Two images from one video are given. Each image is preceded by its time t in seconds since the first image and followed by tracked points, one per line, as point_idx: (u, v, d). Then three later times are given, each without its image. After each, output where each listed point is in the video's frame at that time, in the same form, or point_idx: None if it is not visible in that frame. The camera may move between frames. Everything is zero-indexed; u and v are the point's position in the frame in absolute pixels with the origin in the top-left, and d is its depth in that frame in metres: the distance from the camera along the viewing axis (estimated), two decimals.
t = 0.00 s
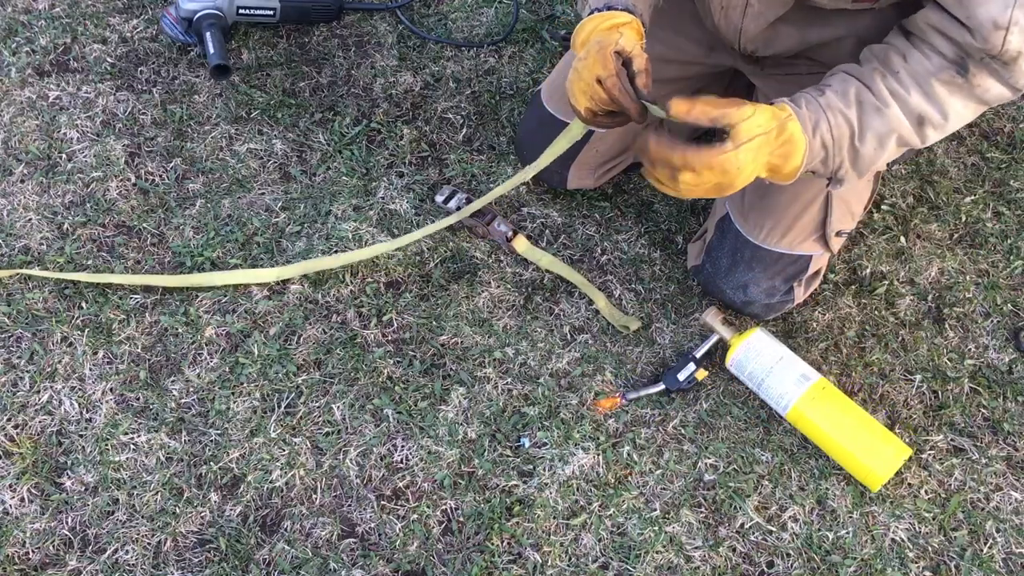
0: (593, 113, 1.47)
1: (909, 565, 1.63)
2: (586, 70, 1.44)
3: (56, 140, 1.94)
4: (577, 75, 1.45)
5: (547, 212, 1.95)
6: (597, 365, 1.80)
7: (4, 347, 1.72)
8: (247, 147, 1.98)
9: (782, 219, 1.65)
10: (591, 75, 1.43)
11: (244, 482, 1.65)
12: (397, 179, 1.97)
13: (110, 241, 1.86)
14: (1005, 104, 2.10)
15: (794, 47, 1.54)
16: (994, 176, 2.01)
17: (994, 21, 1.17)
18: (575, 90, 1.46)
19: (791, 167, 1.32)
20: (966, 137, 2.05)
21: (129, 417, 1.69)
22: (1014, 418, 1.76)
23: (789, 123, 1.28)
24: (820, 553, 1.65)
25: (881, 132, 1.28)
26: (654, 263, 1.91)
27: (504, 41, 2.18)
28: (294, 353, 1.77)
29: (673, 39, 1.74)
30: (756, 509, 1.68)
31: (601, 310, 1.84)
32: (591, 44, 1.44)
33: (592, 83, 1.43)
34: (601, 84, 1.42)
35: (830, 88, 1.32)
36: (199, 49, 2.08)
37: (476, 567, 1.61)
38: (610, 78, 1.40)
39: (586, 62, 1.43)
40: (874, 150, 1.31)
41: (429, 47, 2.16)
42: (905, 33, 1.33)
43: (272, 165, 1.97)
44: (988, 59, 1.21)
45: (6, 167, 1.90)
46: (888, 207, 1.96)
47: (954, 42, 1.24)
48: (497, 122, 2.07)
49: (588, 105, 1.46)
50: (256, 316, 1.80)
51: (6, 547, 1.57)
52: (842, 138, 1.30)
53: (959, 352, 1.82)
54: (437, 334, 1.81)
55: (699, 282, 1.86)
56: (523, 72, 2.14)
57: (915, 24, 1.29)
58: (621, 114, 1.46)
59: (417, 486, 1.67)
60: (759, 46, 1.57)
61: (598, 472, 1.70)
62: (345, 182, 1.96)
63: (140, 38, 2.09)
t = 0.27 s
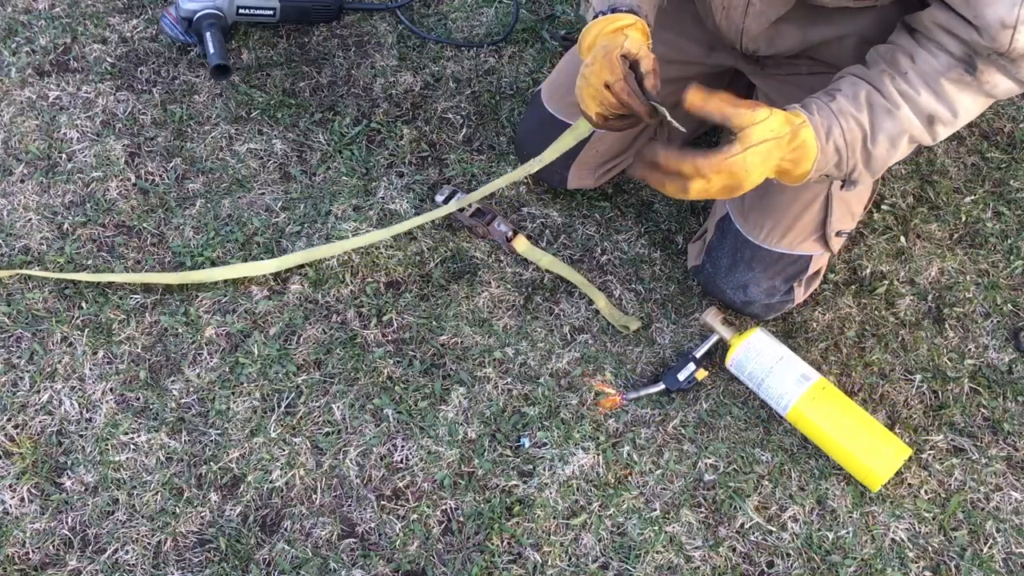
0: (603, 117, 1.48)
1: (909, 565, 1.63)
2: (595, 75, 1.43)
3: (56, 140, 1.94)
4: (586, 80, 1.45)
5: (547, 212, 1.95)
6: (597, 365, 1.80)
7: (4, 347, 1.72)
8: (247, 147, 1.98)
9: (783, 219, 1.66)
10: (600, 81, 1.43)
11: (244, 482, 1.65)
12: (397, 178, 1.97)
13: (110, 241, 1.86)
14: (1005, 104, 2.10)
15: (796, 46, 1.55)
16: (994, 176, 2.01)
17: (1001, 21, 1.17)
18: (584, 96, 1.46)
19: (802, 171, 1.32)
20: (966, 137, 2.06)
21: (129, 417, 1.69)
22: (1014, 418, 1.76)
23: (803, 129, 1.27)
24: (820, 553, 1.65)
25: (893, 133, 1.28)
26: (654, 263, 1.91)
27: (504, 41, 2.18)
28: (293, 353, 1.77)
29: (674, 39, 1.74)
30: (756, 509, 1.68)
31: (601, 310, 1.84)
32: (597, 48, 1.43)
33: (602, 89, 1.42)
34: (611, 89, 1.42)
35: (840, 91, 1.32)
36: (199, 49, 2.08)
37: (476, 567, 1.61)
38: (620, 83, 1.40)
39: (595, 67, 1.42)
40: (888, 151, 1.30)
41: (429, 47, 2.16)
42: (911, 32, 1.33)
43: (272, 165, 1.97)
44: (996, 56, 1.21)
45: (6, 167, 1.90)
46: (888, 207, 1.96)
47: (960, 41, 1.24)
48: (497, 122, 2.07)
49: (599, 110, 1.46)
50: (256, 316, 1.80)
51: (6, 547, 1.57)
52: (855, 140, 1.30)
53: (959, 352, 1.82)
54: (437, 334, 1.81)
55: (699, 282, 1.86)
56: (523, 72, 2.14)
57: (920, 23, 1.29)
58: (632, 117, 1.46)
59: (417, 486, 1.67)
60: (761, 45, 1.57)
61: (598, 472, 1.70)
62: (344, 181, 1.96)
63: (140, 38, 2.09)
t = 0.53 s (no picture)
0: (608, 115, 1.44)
1: (909, 565, 1.63)
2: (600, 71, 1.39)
3: (56, 140, 1.94)
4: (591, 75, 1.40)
5: (547, 212, 1.95)
6: (597, 365, 1.80)
7: (4, 347, 1.73)
8: (247, 147, 1.98)
9: (783, 219, 1.66)
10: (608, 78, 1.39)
11: (244, 482, 1.65)
12: (397, 178, 1.97)
13: (110, 242, 1.86)
14: (1005, 104, 2.10)
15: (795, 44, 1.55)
16: (994, 176, 2.00)
17: (1000, 14, 1.17)
18: (590, 93, 1.43)
19: (799, 162, 1.32)
20: (966, 137, 2.05)
21: (129, 417, 1.69)
22: (1014, 418, 1.76)
23: (800, 117, 1.27)
24: (820, 553, 1.65)
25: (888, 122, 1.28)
26: (654, 263, 1.91)
27: (504, 41, 2.18)
28: (293, 353, 1.77)
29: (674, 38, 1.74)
30: (756, 509, 1.68)
31: (601, 310, 1.84)
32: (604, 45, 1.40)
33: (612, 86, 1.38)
34: (618, 85, 1.38)
35: (836, 80, 1.32)
36: (199, 49, 2.08)
37: (476, 567, 1.61)
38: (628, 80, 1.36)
39: (603, 63, 1.39)
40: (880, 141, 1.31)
41: (428, 47, 2.16)
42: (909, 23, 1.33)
43: (272, 165, 1.97)
44: (994, 50, 1.21)
45: (6, 167, 1.90)
46: (888, 207, 1.96)
47: (960, 33, 1.24)
48: (497, 122, 2.07)
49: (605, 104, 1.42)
50: (256, 316, 1.80)
51: (6, 547, 1.57)
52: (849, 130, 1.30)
53: (959, 352, 1.82)
54: (437, 334, 1.81)
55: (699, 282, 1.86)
56: (523, 72, 2.14)
57: (920, 15, 1.29)
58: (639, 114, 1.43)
59: (417, 486, 1.67)
60: (761, 43, 1.57)
61: (598, 472, 1.70)
62: (344, 181, 1.96)
63: (140, 38, 2.09)
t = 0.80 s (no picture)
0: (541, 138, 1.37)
1: (909, 565, 1.64)
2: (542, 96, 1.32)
3: (56, 140, 1.94)
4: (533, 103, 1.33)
5: (547, 212, 1.95)
6: (597, 365, 1.80)
7: (4, 347, 1.73)
8: (247, 147, 1.98)
9: (781, 219, 1.64)
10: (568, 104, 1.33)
11: (244, 482, 1.65)
12: (397, 179, 1.97)
13: (111, 241, 1.84)
14: (1005, 104, 2.09)
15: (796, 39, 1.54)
16: (994, 176, 2.00)
17: None
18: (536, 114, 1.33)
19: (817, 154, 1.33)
20: (966, 137, 2.05)
21: (129, 417, 1.69)
22: (1014, 418, 1.76)
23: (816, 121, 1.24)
24: (820, 553, 1.65)
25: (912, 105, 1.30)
26: (654, 263, 1.91)
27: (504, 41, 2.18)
28: (293, 353, 1.77)
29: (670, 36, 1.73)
30: (756, 509, 1.68)
31: (601, 310, 1.84)
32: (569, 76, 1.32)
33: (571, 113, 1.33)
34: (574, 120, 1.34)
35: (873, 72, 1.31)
36: (199, 49, 2.08)
37: (476, 567, 1.61)
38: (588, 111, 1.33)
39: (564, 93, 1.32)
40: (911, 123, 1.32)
41: (429, 47, 2.16)
42: None
43: (272, 165, 1.97)
44: None
45: (6, 168, 1.90)
46: (888, 207, 1.96)
47: None
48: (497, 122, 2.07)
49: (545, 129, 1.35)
50: (256, 316, 1.80)
51: (7, 547, 1.57)
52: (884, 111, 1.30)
53: (959, 352, 1.82)
54: (437, 334, 1.81)
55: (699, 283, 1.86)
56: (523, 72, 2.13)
57: None
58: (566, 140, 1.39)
59: (417, 486, 1.67)
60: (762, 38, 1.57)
61: (598, 472, 1.70)
62: (344, 181, 1.96)
63: (140, 38, 2.09)
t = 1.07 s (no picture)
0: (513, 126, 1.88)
1: (909, 565, 1.64)
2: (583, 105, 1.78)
3: (56, 140, 1.94)
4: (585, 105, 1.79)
5: (547, 212, 1.95)
6: (597, 365, 1.80)
7: (4, 347, 1.73)
8: (247, 147, 1.98)
9: (775, 204, 1.65)
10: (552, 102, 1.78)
11: (244, 482, 1.65)
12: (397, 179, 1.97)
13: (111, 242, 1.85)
14: (1006, 103, 2.09)
15: (788, 23, 1.52)
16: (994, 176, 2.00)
17: None
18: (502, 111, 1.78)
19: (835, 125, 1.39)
20: (966, 137, 2.05)
21: (129, 417, 1.69)
22: (1014, 418, 1.76)
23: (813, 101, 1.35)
24: (820, 553, 1.65)
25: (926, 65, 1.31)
26: (654, 263, 1.91)
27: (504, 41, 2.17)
28: (293, 353, 1.77)
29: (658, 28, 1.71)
30: (756, 509, 1.68)
31: (601, 310, 1.84)
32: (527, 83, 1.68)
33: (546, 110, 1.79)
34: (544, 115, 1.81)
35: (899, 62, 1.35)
36: (199, 49, 2.08)
37: (476, 567, 1.61)
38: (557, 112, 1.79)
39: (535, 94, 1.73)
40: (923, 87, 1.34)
41: (429, 47, 2.16)
42: None
43: (272, 165, 1.97)
44: None
45: (6, 168, 1.90)
46: (888, 207, 1.96)
47: None
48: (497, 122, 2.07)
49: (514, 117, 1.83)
50: (256, 316, 1.80)
51: (7, 547, 1.58)
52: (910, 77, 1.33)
53: (959, 352, 1.82)
54: (437, 334, 1.81)
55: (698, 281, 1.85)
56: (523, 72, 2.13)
57: None
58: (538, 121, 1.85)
59: (417, 486, 1.67)
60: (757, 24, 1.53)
61: (598, 472, 1.70)
62: (344, 182, 1.96)
63: (140, 38, 2.09)
